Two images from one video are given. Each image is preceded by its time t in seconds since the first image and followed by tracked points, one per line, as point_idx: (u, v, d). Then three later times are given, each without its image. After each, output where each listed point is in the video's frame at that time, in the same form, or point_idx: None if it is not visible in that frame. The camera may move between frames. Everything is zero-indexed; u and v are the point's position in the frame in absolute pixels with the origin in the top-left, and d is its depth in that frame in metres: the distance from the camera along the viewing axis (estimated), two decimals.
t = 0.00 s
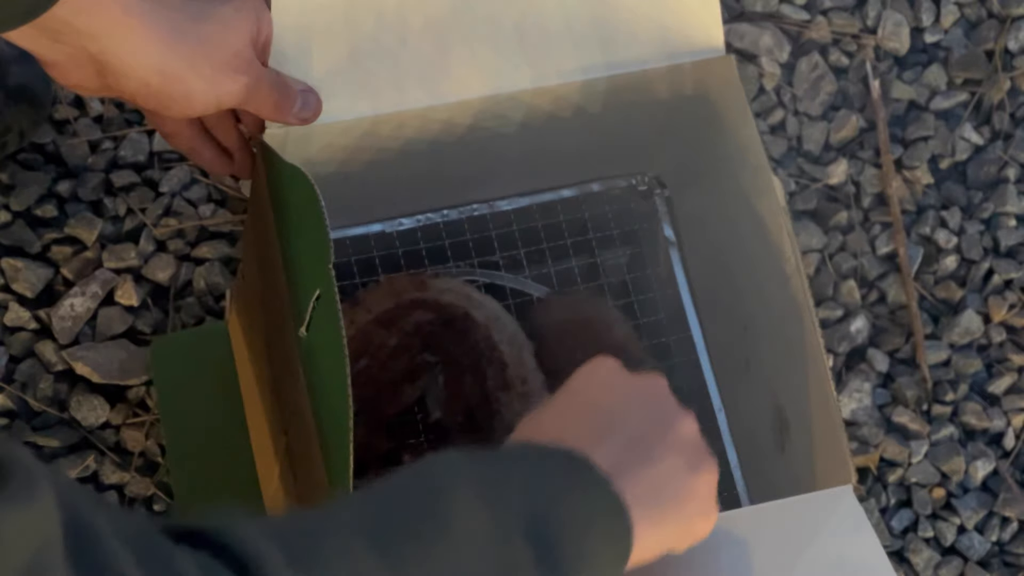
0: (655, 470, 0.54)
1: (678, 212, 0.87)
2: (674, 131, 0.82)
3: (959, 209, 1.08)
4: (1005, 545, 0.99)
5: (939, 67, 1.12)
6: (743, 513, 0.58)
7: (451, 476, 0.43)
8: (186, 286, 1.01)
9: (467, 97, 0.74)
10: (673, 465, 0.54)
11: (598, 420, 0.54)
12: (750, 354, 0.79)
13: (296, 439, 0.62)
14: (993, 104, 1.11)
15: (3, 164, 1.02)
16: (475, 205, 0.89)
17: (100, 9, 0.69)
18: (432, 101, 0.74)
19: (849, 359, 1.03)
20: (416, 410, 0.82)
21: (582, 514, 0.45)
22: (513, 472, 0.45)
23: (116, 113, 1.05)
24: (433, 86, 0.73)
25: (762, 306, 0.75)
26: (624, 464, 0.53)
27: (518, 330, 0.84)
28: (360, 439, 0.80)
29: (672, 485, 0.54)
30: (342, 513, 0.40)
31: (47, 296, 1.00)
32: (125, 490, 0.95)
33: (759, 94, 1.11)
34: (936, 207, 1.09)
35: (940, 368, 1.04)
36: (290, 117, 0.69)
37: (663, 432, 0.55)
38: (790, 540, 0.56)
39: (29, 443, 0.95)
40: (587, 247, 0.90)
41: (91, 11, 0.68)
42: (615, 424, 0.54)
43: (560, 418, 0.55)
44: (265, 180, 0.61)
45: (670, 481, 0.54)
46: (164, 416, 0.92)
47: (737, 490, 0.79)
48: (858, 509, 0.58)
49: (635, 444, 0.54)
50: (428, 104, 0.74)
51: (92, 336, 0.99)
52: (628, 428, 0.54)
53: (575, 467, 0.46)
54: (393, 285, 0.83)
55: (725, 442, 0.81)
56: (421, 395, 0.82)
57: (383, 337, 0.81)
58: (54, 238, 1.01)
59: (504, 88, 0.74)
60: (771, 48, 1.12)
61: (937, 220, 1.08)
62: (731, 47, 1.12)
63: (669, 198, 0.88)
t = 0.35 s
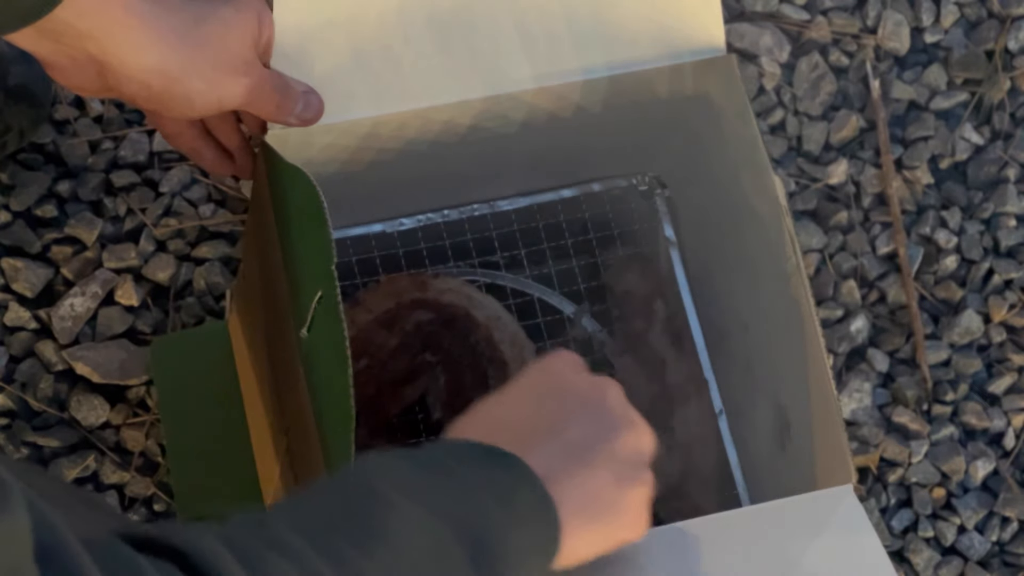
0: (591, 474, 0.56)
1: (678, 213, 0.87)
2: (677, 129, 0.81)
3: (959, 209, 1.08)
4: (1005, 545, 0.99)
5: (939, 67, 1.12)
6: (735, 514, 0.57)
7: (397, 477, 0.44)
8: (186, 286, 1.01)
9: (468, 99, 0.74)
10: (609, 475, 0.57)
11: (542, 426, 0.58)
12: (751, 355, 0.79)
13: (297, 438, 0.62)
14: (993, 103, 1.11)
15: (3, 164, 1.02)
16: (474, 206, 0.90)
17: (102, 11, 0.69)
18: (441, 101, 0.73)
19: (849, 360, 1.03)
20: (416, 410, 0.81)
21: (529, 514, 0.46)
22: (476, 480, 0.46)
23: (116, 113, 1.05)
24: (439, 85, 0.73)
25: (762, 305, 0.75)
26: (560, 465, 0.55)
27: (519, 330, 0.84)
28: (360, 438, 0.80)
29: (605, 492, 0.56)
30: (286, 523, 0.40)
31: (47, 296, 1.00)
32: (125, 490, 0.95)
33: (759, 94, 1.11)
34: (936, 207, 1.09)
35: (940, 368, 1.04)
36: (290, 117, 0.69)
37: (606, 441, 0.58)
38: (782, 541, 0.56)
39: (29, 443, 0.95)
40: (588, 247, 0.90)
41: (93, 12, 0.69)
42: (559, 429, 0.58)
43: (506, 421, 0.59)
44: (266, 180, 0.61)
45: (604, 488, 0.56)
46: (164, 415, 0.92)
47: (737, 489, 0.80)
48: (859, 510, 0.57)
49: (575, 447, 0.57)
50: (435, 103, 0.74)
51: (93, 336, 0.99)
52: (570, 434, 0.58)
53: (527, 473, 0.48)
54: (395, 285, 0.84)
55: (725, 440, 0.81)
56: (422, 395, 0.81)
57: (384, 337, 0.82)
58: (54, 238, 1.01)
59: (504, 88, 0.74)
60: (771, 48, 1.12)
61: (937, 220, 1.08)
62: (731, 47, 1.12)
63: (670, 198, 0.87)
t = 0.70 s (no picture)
0: (592, 484, 0.55)
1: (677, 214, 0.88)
2: (677, 129, 0.81)
3: (959, 209, 1.08)
4: (1005, 545, 0.99)
5: (939, 67, 1.12)
6: (735, 514, 0.58)
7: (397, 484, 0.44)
8: (186, 286, 1.01)
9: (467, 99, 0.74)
10: (610, 486, 0.56)
11: (541, 432, 0.56)
12: (750, 355, 0.79)
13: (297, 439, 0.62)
14: (993, 103, 1.11)
15: (3, 164, 1.03)
16: (473, 206, 0.89)
17: (101, 13, 0.69)
18: (435, 102, 0.74)
19: (849, 360, 1.03)
20: (416, 410, 0.82)
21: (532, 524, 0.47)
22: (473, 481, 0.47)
23: (116, 113, 1.05)
24: (434, 86, 0.73)
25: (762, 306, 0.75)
26: (561, 473, 0.54)
27: (517, 329, 0.84)
28: (359, 438, 0.80)
29: (607, 502, 0.55)
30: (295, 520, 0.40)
31: (47, 296, 1.00)
32: (125, 490, 0.95)
33: (759, 94, 1.11)
34: (936, 207, 1.09)
35: (940, 368, 1.04)
36: (289, 117, 0.69)
37: (606, 451, 0.57)
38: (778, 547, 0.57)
39: (30, 442, 0.95)
40: (589, 247, 0.90)
41: (92, 12, 0.69)
42: (562, 436, 0.56)
43: (508, 428, 0.56)
44: (264, 180, 0.61)
45: (607, 496, 0.55)
46: (164, 417, 0.92)
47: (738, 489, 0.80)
48: (860, 511, 0.57)
49: (578, 455, 0.56)
50: (430, 105, 0.74)
51: (93, 337, 0.99)
52: (572, 442, 0.56)
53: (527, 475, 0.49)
54: (394, 285, 0.84)
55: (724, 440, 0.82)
56: (422, 395, 0.82)
57: (383, 337, 0.82)
58: (54, 238, 1.01)
59: (504, 88, 0.74)
60: (771, 48, 1.12)
61: (937, 220, 1.08)
62: (731, 47, 1.12)
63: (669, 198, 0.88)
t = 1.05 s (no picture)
0: (621, 467, 0.55)
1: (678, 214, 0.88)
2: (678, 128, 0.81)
3: (959, 209, 1.08)
4: (1005, 545, 0.99)
5: (939, 67, 1.12)
6: (735, 514, 0.58)
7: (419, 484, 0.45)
8: (186, 285, 1.01)
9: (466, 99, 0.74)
10: (639, 467, 0.56)
11: (571, 417, 0.57)
12: (751, 354, 0.79)
13: (297, 439, 0.62)
14: (993, 103, 1.11)
15: (3, 164, 1.02)
16: (474, 206, 0.89)
17: (103, 10, 0.69)
18: (437, 101, 0.74)
19: (849, 360, 1.03)
20: (416, 411, 0.82)
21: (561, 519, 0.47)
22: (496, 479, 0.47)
23: (116, 112, 1.05)
24: (436, 86, 0.73)
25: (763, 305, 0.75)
26: (589, 460, 0.54)
27: (519, 330, 0.84)
28: (359, 439, 0.80)
29: (639, 486, 0.56)
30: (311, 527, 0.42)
31: (47, 295, 1.00)
32: (126, 490, 0.95)
33: (759, 94, 1.11)
34: (936, 207, 1.09)
35: (940, 368, 1.04)
36: (289, 118, 0.69)
37: (634, 435, 0.57)
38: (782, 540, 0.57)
39: (29, 442, 0.95)
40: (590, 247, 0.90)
41: (93, 11, 0.69)
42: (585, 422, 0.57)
43: (536, 419, 0.57)
44: (264, 179, 0.61)
45: (637, 480, 0.56)
46: (165, 417, 0.92)
47: (738, 489, 0.80)
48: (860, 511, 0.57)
49: (607, 439, 0.56)
50: (430, 105, 0.74)
51: (93, 336, 0.99)
52: (596, 427, 0.57)
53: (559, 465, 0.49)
54: (395, 285, 0.85)
55: (724, 439, 0.82)
56: (422, 395, 0.82)
57: (384, 337, 0.82)
58: (54, 238, 1.01)
59: (504, 89, 0.74)
60: (771, 48, 1.12)
61: (937, 220, 1.08)
62: (731, 47, 1.12)
63: (670, 199, 0.88)
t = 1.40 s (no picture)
0: (701, 491, 0.56)
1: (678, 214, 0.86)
2: (678, 127, 0.81)
3: (959, 209, 1.08)
4: (1005, 545, 0.99)
5: (939, 66, 1.12)
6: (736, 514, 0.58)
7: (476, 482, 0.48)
8: (186, 286, 1.01)
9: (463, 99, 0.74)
10: (721, 494, 0.57)
11: (657, 436, 0.59)
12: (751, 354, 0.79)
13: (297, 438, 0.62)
14: (993, 103, 1.11)
15: (3, 164, 1.02)
16: (475, 206, 0.89)
17: (107, 10, 0.68)
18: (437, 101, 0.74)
19: (849, 360, 1.03)
20: (416, 410, 0.82)
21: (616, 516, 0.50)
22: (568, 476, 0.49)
23: (116, 112, 1.05)
24: (435, 86, 0.73)
25: (762, 306, 0.75)
26: (673, 481, 0.56)
27: (519, 331, 0.83)
28: (360, 438, 0.81)
29: (716, 510, 0.56)
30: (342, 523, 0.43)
31: (47, 295, 1.00)
32: (126, 490, 0.96)
33: (759, 94, 1.12)
34: (936, 207, 1.09)
35: (940, 368, 1.04)
36: (292, 117, 0.70)
37: (714, 461, 0.59)
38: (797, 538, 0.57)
39: (30, 442, 0.95)
40: (591, 249, 0.89)
41: (95, 11, 0.68)
42: (674, 444, 0.58)
43: (621, 434, 0.59)
44: (266, 179, 0.62)
45: (715, 504, 0.56)
46: (165, 418, 0.92)
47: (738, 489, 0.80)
48: (858, 513, 0.57)
49: (690, 460, 0.58)
50: (430, 105, 0.74)
51: (93, 336, 0.99)
52: (684, 450, 0.58)
53: (632, 470, 0.51)
54: (396, 285, 0.85)
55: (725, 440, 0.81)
56: (422, 395, 0.82)
57: (385, 337, 0.82)
58: (54, 238, 1.01)
59: (504, 89, 0.74)
60: (771, 48, 1.12)
61: (937, 220, 1.08)
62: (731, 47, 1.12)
63: (670, 199, 0.87)
